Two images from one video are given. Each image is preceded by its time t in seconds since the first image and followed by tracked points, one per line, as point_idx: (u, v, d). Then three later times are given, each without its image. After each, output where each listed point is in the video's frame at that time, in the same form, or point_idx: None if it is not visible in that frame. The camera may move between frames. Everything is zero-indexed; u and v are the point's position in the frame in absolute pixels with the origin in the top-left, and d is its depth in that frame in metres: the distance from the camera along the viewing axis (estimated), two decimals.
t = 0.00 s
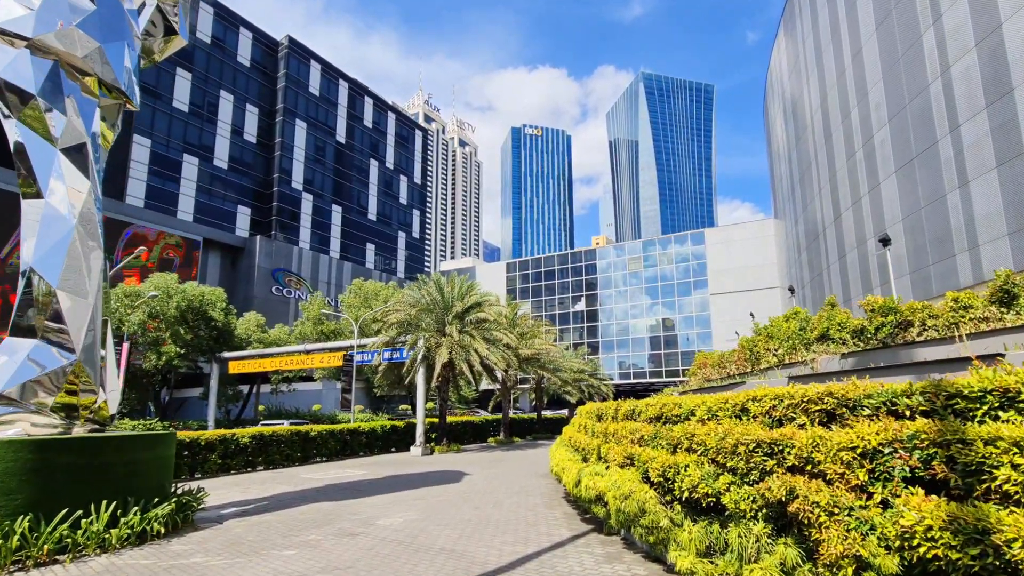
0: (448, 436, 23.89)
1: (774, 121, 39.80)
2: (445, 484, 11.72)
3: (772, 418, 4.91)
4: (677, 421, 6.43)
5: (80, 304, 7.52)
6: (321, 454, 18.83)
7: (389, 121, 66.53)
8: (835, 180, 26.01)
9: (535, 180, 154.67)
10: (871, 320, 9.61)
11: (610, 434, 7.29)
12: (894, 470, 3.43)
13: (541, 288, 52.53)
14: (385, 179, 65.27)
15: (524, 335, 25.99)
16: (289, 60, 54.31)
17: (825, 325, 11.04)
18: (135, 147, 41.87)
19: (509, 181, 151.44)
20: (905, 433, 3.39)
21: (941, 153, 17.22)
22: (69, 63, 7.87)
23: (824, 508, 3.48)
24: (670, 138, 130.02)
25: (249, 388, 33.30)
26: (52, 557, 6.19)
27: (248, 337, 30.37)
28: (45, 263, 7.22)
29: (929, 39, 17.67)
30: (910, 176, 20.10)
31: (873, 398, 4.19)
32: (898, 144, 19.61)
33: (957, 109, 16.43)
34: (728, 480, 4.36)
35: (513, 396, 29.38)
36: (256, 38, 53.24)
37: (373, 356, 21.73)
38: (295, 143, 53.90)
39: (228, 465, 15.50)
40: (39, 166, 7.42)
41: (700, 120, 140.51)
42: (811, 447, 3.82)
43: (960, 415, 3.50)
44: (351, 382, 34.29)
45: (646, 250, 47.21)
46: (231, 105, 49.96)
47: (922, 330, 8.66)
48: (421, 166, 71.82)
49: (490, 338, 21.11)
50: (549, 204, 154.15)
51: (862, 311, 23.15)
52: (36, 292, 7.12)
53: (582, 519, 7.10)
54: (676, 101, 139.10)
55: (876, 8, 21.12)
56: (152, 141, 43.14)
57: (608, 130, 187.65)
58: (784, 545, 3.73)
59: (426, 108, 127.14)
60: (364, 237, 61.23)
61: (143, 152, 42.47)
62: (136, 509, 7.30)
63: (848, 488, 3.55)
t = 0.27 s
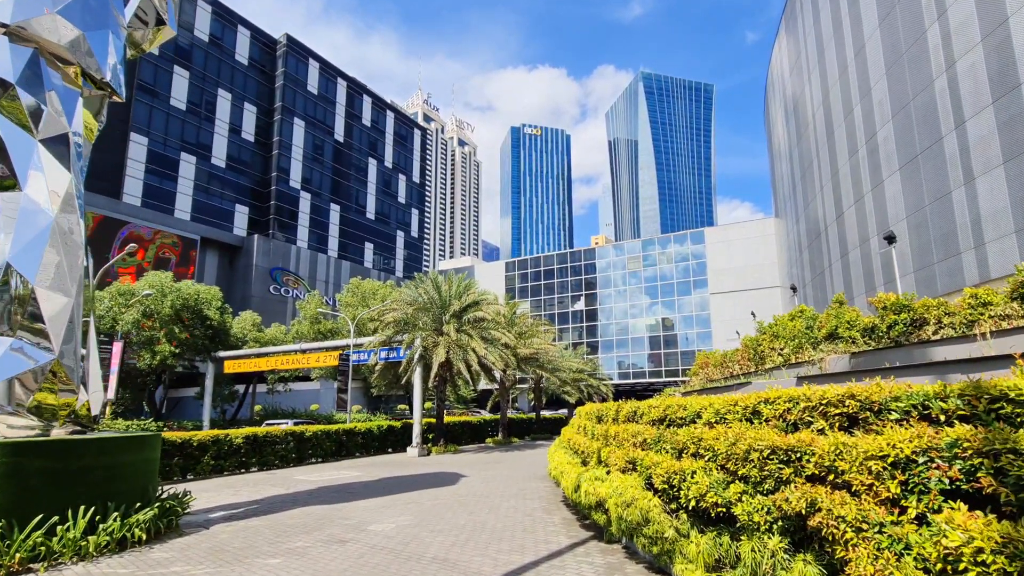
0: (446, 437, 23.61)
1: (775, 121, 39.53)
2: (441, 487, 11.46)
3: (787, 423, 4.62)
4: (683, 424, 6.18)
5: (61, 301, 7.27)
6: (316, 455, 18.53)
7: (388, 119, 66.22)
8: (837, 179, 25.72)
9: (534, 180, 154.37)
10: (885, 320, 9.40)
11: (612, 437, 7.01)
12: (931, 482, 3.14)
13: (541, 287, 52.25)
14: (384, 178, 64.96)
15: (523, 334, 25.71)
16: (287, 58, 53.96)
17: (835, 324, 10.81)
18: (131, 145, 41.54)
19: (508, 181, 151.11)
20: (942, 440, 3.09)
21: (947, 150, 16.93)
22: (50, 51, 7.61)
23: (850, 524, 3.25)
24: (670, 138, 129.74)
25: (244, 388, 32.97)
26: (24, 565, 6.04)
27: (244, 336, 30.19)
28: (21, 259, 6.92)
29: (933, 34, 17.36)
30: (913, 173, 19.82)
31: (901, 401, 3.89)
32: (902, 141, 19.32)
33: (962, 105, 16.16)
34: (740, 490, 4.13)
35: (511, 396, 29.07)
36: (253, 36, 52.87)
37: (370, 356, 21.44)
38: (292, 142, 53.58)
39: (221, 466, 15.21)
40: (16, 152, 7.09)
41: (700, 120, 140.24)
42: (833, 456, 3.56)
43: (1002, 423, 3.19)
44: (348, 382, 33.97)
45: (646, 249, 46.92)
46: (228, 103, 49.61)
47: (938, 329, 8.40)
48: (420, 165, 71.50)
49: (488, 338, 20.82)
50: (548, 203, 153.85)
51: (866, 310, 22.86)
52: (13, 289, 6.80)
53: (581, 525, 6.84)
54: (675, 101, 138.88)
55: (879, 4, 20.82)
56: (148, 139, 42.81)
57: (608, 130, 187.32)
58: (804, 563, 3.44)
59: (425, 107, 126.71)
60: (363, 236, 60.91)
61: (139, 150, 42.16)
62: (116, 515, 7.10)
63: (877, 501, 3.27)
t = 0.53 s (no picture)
0: (442, 437, 23.34)
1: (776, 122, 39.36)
2: (437, 487, 11.20)
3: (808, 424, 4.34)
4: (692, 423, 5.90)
5: (39, 295, 6.96)
6: (310, 455, 18.22)
7: (387, 118, 65.96)
8: (838, 178, 25.50)
9: (533, 181, 154.18)
10: (897, 316, 9.28)
11: (613, 437, 6.74)
12: (979, 489, 2.85)
13: (539, 287, 52.00)
14: (382, 177, 64.65)
15: (521, 334, 25.47)
16: (285, 56, 53.63)
17: (843, 321, 10.68)
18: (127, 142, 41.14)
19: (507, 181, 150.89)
20: (993, 443, 2.80)
21: (952, 147, 16.70)
22: (33, 35, 7.28)
23: (886, 535, 2.93)
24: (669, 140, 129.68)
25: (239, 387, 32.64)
26: None
27: (239, 334, 29.94)
28: None
29: (939, 31, 17.13)
30: (917, 171, 19.59)
31: (937, 399, 3.62)
32: (906, 139, 19.09)
33: (968, 102, 15.96)
34: (755, 495, 3.91)
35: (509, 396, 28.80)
36: (252, 33, 52.53)
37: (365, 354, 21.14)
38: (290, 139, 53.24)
39: (214, 466, 14.88)
40: None
41: (699, 121, 140.29)
42: (864, 458, 3.31)
43: None
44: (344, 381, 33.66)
45: (645, 249, 46.67)
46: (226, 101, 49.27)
47: (956, 326, 8.33)
48: (419, 164, 71.25)
49: (486, 336, 20.56)
50: (547, 204, 153.72)
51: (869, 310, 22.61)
52: None
53: (580, 529, 6.56)
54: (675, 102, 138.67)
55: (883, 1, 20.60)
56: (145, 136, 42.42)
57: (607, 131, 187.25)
58: None
59: (424, 107, 126.32)
60: (361, 235, 60.60)
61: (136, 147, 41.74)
62: (94, 517, 6.79)
63: (916, 510, 2.98)
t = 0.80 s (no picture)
0: (440, 437, 23.06)
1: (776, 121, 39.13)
2: (433, 490, 10.92)
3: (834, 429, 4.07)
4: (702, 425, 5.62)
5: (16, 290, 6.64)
6: (305, 455, 17.91)
7: (385, 117, 65.62)
8: (840, 176, 25.26)
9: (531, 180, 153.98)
10: (911, 313, 9.06)
11: (616, 439, 6.46)
12: None
13: (537, 287, 51.75)
14: (380, 176, 64.32)
15: (520, 333, 25.20)
16: (282, 54, 53.28)
17: (853, 318, 10.47)
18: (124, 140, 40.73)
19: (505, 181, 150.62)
20: None
21: (958, 143, 16.46)
22: (11, 21, 7.03)
23: (937, 558, 2.67)
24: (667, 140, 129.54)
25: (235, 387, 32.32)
26: None
27: (235, 334, 29.62)
28: None
29: (945, 25, 16.89)
30: (921, 168, 19.35)
31: (985, 401, 3.39)
32: (910, 135, 18.85)
33: (974, 97, 15.73)
34: (776, 506, 3.66)
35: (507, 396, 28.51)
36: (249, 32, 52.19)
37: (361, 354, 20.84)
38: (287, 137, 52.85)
39: (206, 467, 14.58)
40: None
41: (698, 121, 140.17)
42: (903, 466, 3.06)
43: None
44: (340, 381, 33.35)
45: (644, 249, 46.41)
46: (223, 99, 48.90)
47: (976, 323, 8.12)
48: (417, 163, 70.89)
49: (483, 335, 20.28)
50: (545, 204, 153.53)
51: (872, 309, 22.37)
52: None
53: (581, 536, 6.29)
54: (674, 101, 138.24)
55: None
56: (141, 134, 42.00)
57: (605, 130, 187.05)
58: None
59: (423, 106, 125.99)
60: (358, 234, 60.25)
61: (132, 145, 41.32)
62: (72, 522, 6.49)
63: (968, 528, 2.71)
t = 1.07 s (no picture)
0: (437, 437, 22.79)
1: (776, 119, 38.87)
2: (429, 490, 10.63)
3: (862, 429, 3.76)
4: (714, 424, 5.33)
5: None
6: (300, 455, 17.59)
7: (383, 115, 65.28)
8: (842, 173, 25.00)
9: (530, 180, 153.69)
10: (929, 307, 8.77)
11: (616, 439, 6.17)
12: None
13: (536, 286, 51.48)
14: (378, 174, 63.97)
15: (518, 332, 24.90)
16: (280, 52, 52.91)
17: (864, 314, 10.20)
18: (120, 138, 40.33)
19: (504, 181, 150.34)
20: None
21: (964, 137, 16.20)
22: None
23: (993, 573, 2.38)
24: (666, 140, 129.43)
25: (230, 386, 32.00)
26: None
27: (229, 333, 29.26)
28: None
29: (950, 18, 16.63)
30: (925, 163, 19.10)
31: None
32: (914, 130, 18.60)
33: (980, 91, 15.48)
34: (797, 512, 3.38)
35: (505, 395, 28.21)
36: (247, 30, 51.84)
37: (357, 352, 20.52)
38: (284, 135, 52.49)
39: (198, 467, 14.25)
40: None
41: (696, 121, 140.09)
42: (949, 469, 2.76)
43: None
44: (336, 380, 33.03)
45: (643, 247, 46.13)
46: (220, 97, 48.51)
47: (999, 316, 7.84)
48: (415, 161, 70.57)
49: (481, 334, 19.98)
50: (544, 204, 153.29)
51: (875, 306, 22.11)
52: None
53: (580, 540, 6.00)
54: (673, 100, 137.89)
55: None
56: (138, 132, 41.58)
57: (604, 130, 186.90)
58: None
59: (422, 105, 125.60)
60: (356, 233, 59.90)
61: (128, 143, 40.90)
62: (46, 525, 6.18)
63: None
